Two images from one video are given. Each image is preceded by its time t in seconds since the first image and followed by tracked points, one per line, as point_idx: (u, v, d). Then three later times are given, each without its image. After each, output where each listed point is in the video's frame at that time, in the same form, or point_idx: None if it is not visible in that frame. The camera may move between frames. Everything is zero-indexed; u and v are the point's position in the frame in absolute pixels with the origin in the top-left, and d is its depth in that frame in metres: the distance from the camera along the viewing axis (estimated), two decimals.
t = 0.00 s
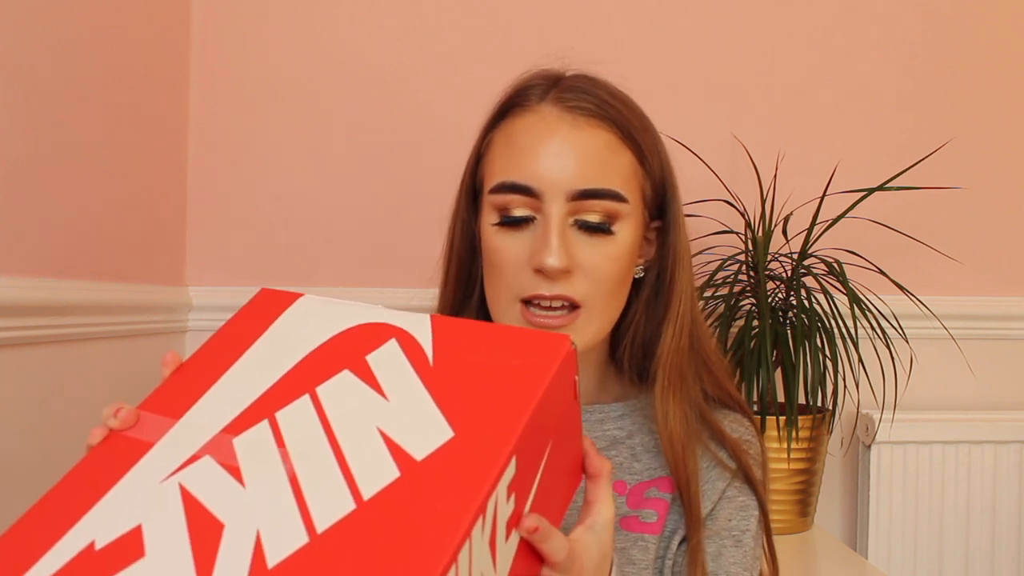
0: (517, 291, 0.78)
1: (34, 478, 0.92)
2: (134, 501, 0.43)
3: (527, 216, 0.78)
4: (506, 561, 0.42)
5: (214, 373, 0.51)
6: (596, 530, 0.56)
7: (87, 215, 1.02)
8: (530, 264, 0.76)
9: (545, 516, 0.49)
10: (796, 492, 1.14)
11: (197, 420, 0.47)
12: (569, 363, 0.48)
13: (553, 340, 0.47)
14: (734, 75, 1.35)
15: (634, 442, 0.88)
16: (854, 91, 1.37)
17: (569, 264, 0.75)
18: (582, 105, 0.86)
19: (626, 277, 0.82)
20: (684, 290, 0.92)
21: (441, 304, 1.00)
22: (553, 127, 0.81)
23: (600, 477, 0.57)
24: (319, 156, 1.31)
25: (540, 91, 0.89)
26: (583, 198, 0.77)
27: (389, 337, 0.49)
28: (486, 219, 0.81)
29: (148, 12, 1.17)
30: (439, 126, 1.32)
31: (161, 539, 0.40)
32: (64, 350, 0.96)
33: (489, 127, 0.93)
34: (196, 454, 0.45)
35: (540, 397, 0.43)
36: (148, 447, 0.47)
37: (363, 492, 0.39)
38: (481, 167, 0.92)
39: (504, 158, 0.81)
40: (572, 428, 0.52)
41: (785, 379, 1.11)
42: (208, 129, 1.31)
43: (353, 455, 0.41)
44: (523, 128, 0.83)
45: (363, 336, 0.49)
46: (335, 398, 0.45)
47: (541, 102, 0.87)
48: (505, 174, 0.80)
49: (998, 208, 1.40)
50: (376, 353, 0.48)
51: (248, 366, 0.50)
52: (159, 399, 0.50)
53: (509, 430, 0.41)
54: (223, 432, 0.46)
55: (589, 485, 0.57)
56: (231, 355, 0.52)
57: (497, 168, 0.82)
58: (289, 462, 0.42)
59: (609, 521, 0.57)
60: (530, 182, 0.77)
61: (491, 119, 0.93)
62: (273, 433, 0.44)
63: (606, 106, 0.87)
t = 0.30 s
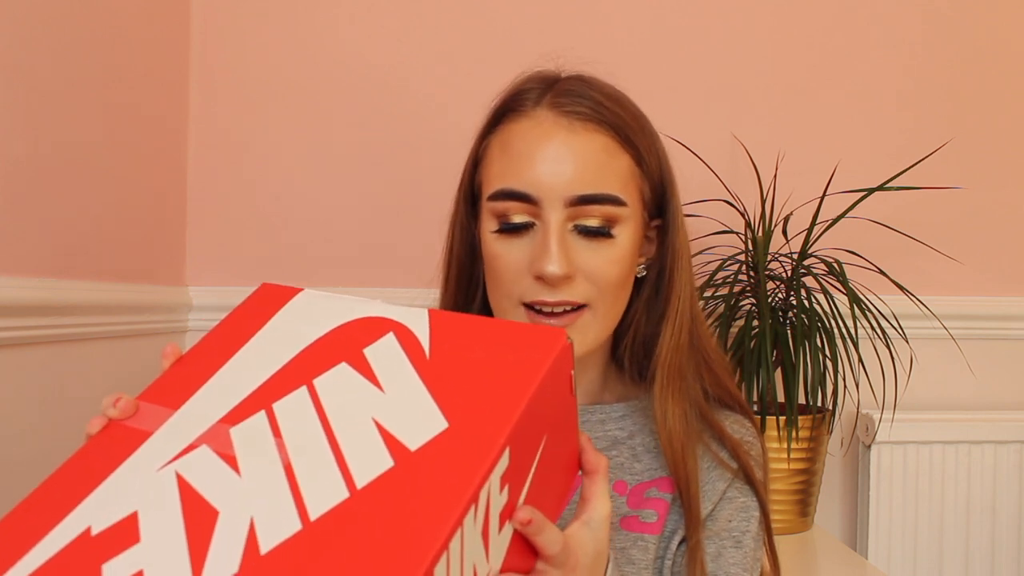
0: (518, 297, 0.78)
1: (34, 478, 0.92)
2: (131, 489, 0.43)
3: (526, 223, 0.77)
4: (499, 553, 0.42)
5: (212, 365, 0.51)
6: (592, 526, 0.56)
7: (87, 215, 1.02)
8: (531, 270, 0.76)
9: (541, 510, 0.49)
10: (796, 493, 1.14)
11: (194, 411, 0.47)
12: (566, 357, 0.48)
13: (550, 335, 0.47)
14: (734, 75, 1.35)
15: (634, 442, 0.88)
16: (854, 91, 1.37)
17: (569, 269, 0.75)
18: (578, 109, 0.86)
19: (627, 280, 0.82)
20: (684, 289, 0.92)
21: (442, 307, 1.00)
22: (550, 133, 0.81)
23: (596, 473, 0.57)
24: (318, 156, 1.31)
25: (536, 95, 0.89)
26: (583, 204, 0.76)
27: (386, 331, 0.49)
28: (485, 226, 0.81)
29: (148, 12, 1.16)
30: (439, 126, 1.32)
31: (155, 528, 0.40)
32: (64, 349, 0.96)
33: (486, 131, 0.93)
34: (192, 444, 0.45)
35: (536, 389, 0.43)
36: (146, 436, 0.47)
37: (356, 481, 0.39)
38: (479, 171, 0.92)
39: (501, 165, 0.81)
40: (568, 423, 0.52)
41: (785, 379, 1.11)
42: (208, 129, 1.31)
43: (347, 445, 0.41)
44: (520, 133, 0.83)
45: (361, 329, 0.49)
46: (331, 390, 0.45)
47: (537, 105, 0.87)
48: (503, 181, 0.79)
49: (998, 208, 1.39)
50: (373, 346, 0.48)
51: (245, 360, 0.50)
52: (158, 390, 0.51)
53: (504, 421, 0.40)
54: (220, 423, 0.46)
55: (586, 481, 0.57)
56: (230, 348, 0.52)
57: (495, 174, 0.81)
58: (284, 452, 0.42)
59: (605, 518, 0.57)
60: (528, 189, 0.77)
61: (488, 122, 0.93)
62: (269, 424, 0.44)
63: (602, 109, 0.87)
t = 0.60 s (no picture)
0: (521, 295, 0.78)
1: (34, 478, 0.92)
2: (130, 490, 0.43)
3: (529, 221, 0.77)
4: (497, 554, 0.42)
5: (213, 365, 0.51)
6: (591, 526, 0.56)
7: (87, 216, 1.02)
8: (534, 268, 0.76)
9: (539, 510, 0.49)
10: (796, 493, 1.14)
11: (193, 412, 0.47)
12: (565, 357, 0.48)
13: (549, 335, 0.47)
14: (734, 75, 1.35)
15: (634, 442, 0.88)
16: (854, 91, 1.37)
17: (572, 267, 0.75)
18: (581, 107, 0.86)
19: (629, 279, 0.82)
20: (685, 289, 0.92)
21: (442, 305, 1.00)
22: (553, 131, 0.81)
23: (595, 473, 0.57)
24: (318, 156, 1.31)
25: (538, 93, 0.89)
26: (586, 202, 0.76)
27: (385, 333, 0.49)
28: (488, 224, 0.81)
29: (148, 12, 1.16)
30: (439, 127, 1.32)
31: (155, 527, 0.40)
32: (64, 349, 0.96)
33: (488, 131, 0.93)
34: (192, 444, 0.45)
35: (534, 390, 0.43)
36: (145, 438, 0.47)
37: (354, 482, 0.39)
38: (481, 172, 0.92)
39: (504, 163, 0.81)
40: (567, 424, 0.52)
41: (785, 379, 1.11)
42: (208, 129, 1.31)
43: (345, 447, 0.41)
44: (522, 132, 0.83)
45: (360, 330, 0.49)
46: (330, 391, 0.45)
47: (540, 104, 0.87)
48: (505, 179, 0.79)
49: (998, 208, 1.39)
50: (371, 347, 0.48)
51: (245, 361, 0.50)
52: (157, 392, 0.51)
53: (502, 421, 0.40)
54: (219, 424, 0.46)
55: (585, 482, 0.57)
56: (229, 349, 0.52)
57: (498, 172, 0.81)
58: (283, 453, 0.42)
59: (605, 518, 0.57)
60: (532, 187, 0.77)
61: (490, 122, 0.93)
62: (268, 425, 0.44)
63: (605, 108, 0.87)
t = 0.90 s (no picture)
0: (523, 289, 0.77)
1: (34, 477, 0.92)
2: (128, 480, 0.43)
3: (531, 214, 0.77)
4: (493, 547, 0.42)
5: (212, 359, 0.51)
6: (587, 524, 0.56)
7: (87, 216, 1.02)
8: (537, 261, 0.76)
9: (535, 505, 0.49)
10: (796, 493, 1.14)
11: (192, 404, 0.47)
12: (562, 352, 0.48)
13: (546, 331, 0.47)
14: (734, 75, 1.35)
15: (634, 442, 0.88)
16: (854, 92, 1.37)
17: (576, 260, 0.75)
18: (584, 103, 0.86)
19: (630, 274, 0.81)
20: (685, 288, 0.92)
21: (443, 303, 1.00)
22: (556, 125, 0.81)
23: (592, 471, 0.57)
24: (318, 156, 1.31)
25: (542, 90, 0.90)
26: (588, 195, 0.77)
27: (383, 328, 0.49)
28: (490, 218, 0.81)
29: (148, 12, 1.17)
30: (439, 127, 1.32)
31: (153, 516, 0.40)
32: (64, 349, 0.96)
33: (490, 129, 0.93)
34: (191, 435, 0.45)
35: (530, 385, 0.43)
36: (144, 428, 0.47)
37: (351, 472, 0.39)
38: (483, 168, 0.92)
39: (506, 157, 0.81)
40: (564, 421, 0.52)
41: (785, 379, 1.11)
42: (208, 129, 1.31)
43: (344, 441, 0.41)
44: (524, 127, 0.83)
45: (358, 326, 0.49)
46: (328, 385, 0.45)
47: (542, 101, 0.88)
48: (508, 172, 0.79)
49: (998, 208, 1.39)
50: (370, 343, 0.48)
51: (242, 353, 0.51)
52: (157, 385, 0.51)
53: (499, 413, 0.41)
54: (217, 416, 0.46)
55: (581, 479, 0.57)
56: (229, 341, 0.52)
57: (500, 166, 0.82)
58: (281, 445, 0.42)
59: (601, 515, 0.57)
60: (535, 180, 0.77)
61: (492, 120, 0.93)
62: (267, 417, 0.44)
63: (607, 104, 0.87)
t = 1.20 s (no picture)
0: (523, 286, 0.77)
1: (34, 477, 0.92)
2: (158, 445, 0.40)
3: (530, 211, 0.78)
4: None
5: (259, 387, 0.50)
6: None
7: (87, 216, 1.02)
8: (537, 258, 0.76)
9: None
10: (796, 493, 1.14)
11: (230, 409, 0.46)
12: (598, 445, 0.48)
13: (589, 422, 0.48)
14: (734, 75, 1.35)
15: (634, 442, 0.88)
16: (854, 92, 1.37)
17: (574, 258, 0.75)
18: (584, 101, 0.86)
19: (629, 271, 0.82)
20: (684, 289, 0.92)
21: (443, 303, 0.99)
22: (556, 123, 0.81)
23: None
24: (318, 156, 1.31)
25: (542, 88, 0.89)
26: (588, 192, 0.77)
27: (433, 381, 0.48)
28: (489, 214, 0.81)
29: (148, 12, 1.17)
30: (439, 127, 1.32)
31: (177, 469, 0.36)
32: (64, 350, 0.96)
33: (490, 127, 0.93)
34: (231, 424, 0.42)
35: (569, 453, 0.42)
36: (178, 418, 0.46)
37: (394, 472, 0.36)
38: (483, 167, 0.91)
39: (506, 154, 0.81)
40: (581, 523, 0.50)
41: (785, 379, 1.11)
42: (208, 129, 1.31)
43: (388, 449, 0.38)
44: (524, 125, 0.83)
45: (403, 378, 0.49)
46: (376, 407, 0.43)
47: (542, 99, 0.87)
48: (507, 169, 0.80)
49: (998, 208, 1.39)
50: (418, 386, 0.47)
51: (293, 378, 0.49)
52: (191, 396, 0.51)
53: (542, 467, 0.39)
54: (260, 412, 0.43)
55: None
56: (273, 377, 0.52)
57: (500, 164, 0.82)
58: (324, 438, 0.39)
59: None
60: (534, 176, 0.77)
61: (492, 118, 0.92)
62: (310, 418, 0.42)
63: (607, 102, 0.87)
